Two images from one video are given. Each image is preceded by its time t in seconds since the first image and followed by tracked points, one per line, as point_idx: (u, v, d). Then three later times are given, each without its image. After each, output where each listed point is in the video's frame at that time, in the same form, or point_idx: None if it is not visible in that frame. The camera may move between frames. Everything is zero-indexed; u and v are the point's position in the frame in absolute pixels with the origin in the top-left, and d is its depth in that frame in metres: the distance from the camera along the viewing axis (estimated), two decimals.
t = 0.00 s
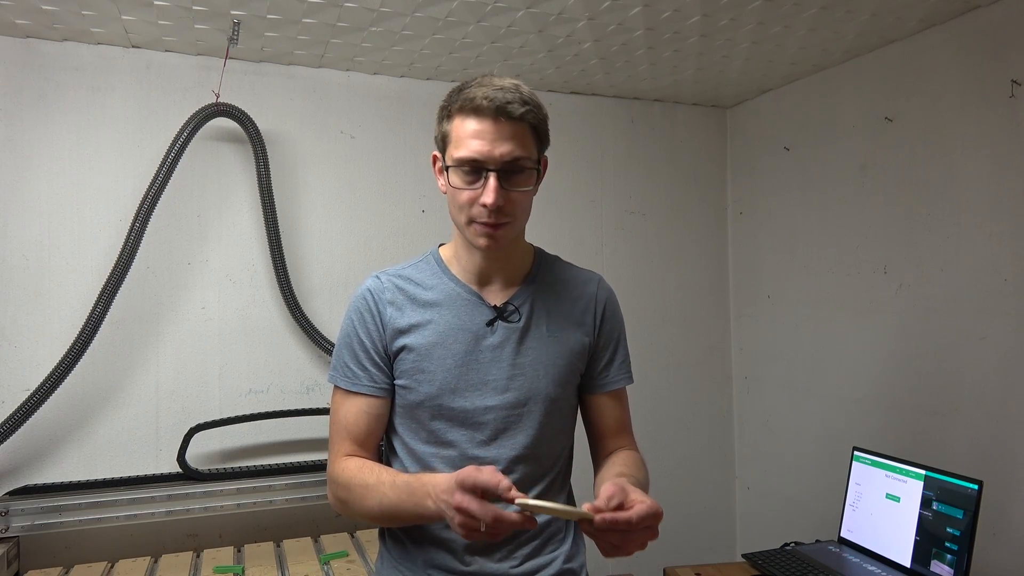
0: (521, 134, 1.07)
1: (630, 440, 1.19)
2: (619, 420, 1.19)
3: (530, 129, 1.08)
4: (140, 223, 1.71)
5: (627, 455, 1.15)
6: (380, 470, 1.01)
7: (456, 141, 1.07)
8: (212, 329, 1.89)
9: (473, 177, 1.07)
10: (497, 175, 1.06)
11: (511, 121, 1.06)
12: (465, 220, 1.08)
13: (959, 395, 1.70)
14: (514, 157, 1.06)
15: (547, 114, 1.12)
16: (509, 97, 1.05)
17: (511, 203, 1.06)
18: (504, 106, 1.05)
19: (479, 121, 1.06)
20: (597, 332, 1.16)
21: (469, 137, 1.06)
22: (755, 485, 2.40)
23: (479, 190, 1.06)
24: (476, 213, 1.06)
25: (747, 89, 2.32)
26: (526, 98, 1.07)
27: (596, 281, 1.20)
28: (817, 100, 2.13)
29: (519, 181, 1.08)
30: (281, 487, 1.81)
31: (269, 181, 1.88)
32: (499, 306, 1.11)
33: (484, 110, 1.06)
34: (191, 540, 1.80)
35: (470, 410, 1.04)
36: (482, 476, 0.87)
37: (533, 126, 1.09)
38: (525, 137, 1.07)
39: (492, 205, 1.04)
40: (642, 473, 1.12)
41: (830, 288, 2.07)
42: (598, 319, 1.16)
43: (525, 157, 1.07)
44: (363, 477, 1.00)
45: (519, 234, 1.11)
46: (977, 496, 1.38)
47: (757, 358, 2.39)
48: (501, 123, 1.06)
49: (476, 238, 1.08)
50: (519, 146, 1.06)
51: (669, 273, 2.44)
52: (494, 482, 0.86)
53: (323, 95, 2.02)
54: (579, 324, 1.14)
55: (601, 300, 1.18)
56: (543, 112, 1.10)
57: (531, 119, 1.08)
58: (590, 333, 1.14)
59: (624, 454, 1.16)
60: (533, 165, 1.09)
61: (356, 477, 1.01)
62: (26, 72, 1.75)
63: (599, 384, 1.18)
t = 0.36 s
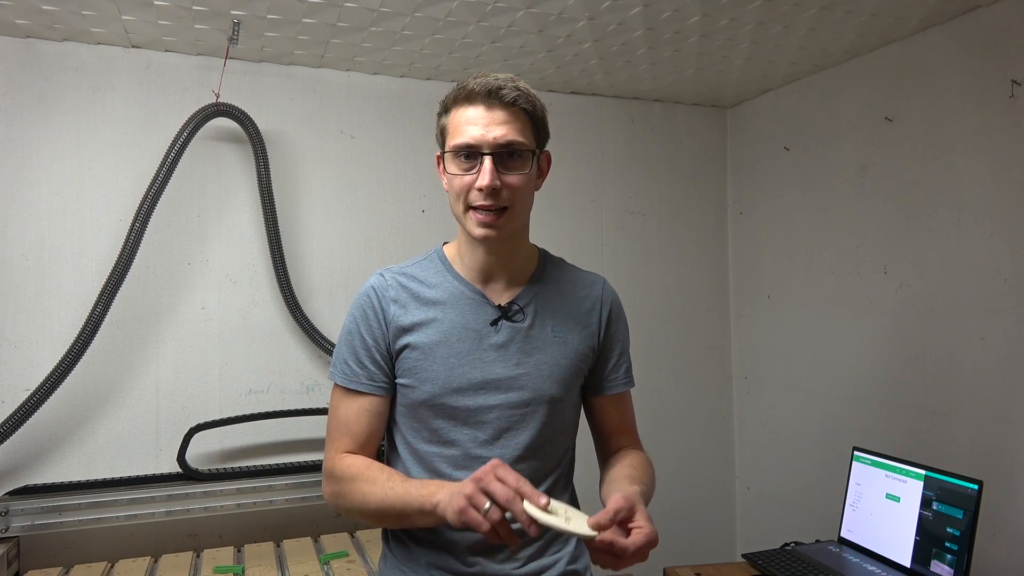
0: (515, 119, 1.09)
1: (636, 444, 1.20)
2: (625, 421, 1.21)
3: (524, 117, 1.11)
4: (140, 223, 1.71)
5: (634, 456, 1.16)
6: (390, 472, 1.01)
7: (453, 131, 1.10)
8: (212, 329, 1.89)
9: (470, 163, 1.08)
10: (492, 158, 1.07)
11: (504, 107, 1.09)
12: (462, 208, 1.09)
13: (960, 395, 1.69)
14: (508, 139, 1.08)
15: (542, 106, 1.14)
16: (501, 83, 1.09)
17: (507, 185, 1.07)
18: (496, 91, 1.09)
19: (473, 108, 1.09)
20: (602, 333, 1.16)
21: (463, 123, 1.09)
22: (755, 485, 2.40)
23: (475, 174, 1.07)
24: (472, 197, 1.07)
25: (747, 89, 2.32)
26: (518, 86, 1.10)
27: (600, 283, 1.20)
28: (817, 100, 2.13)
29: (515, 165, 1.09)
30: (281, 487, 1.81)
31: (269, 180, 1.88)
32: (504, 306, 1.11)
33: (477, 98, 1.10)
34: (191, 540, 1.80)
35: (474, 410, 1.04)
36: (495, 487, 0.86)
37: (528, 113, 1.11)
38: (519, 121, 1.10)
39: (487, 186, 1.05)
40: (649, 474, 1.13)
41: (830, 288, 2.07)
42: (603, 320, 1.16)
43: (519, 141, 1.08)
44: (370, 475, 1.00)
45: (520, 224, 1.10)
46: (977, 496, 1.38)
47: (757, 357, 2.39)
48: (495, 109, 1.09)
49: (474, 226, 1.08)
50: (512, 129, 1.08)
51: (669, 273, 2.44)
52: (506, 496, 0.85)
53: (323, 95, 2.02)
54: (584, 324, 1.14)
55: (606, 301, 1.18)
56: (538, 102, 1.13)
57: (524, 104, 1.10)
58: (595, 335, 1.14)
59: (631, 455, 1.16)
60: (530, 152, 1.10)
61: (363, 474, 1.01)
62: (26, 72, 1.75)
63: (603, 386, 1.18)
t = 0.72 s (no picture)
0: (521, 119, 1.09)
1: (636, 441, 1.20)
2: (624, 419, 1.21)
3: (530, 117, 1.11)
4: (140, 223, 1.71)
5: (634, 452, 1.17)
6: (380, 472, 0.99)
7: (458, 130, 1.10)
8: (212, 329, 1.89)
9: (475, 162, 1.09)
10: (497, 158, 1.07)
11: (510, 106, 1.09)
12: (466, 207, 1.09)
13: (960, 395, 1.69)
14: (514, 139, 1.07)
15: (548, 107, 1.15)
16: (508, 83, 1.09)
17: (511, 186, 1.06)
18: (503, 91, 1.09)
19: (480, 107, 1.09)
20: (604, 332, 1.16)
21: (470, 122, 1.09)
22: (755, 485, 2.40)
23: (480, 173, 1.07)
24: (477, 197, 1.07)
25: (747, 89, 2.32)
26: (525, 86, 1.11)
27: (601, 283, 1.20)
28: (817, 100, 2.13)
29: (520, 166, 1.09)
30: (281, 487, 1.81)
31: (269, 180, 1.88)
32: (506, 306, 1.11)
33: (484, 97, 1.10)
34: (191, 540, 1.80)
35: (478, 410, 1.04)
36: (483, 474, 0.82)
37: (534, 114, 1.11)
38: (525, 121, 1.10)
39: (492, 185, 1.05)
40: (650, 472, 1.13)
41: (830, 288, 2.08)
42: (605, 320, 1.16)
43: (525, 141, 1.08)
44: (362, 472, 0.99)
45: (523, 225, 1.10)
46: (977, 496, 1.38)
47: (757, 357, 2.39)
48: (501, 108, 1.09)
49: (477, 225, 1.07)
50: (518, 130, 1.08)
51: (669, 273, 2.44)
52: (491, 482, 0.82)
53: (323, 95, 2.02)
54: (586, 324, 1.14)
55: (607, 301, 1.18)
56: (544, 103, 1.13)
57: (530, 105, 1.10)
58: (596, 335, 1.15)
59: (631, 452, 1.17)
60: (535, 152, 1.10)
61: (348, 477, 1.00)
62: (26, 71, 1.75)
63: (604, 385, 1.18)
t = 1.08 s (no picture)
0: (543, 125, 1.10)
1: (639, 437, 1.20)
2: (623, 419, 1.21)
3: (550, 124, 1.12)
4: (140, 223, 1.71)
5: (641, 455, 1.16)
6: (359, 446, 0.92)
7: (481, 128, 1.09)
8: (212, 329, 1.89)
9: (498, 162, 1.07)
10: (525, 160, 1.07)
11: (535, 110, 1.10)
12: (488, 207, 1.06)
13: (959, 395, 1.70)
14: (538, 144, 1.08)
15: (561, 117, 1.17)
16: (535, 89, 1.10)
17: (536, 189, 1.07)
18: (529, 96, 1.10)
19: (506, 108, 1.09)
20: (600, 332, 1.16)
21: (494, 122, 1.08)
22: (755, 485, 2.40)
23: (507, 174, 1.06)
24: (502, 197, 1.05)
25: (747, 89, 2.32)
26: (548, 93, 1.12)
27: (600, 282, 1.20)
28: (817, 100, 2.13)
29: (540, 171, 1.09)
30: (281, 487, 1.82)
31: (269, 180, 1.88)
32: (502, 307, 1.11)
33: (510, 98, 1.09)
34: (191, 540, 1.80)
35: (474, 411, 1.04)
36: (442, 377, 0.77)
37: (552, 121, 1.13)
38: (547, 127, 1.11)
39: (522, 187, 1.04)
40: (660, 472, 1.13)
41: (830, 288, 2.08)
42: (602, 320, 1.16)
43: (548, 147, 1.10)
44: (347, 452, 0.94)
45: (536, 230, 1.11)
46: (977, 496, 1.38)
47: (757, 357, 2.39)
48: (527, 111, 1.10)
49: (500, 226, 1.06)
50: (542, 135, 1.09)
51: (669, 273, 2.44)
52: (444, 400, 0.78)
53: (323, 95, 2.02)
54: (583, 324, 1.13)
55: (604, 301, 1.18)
56: (559, 114, 1.15)
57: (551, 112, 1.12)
58: (592, 335, 1.14)
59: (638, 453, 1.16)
60: (554, 158, 1.12)
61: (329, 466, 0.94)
62: (26, 71, 1.75)
63: (603, 385, 1.18)
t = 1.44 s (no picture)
0: (507, 112, 1.11)
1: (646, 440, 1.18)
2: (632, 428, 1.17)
3: (516, 111, 1.12)
4: (140, 223, 1.71)
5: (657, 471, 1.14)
6: (328, 489, 0.99)
7: (445, 125, 1.12)
8: (212, 329, 1.89)
9: (463, 156, 1.09)
10: (485, 148, 1.08)
11: (496, 100, 1.11)
12: (457, 201, 1.08)
13: (960, 395, 1.69)
14: (501, 130, 1.09)
15: (533, 105, 1.16)
16: (491, 78, 1.12)
17: (501, 175, 1.07)
18: (487, 87, 1.12)
19: (466, 101, 1.11)
20: (596, 337, 1.15)
21: (456, 116, 1.10)
22: (755, 485, 2.40)
23: (468, 164, 1.08)
24: (467, 187, 1.06)
25: (747, 89, 2.32)
26: (509, 82, 1.13)
27: (594, 286, 1.19)
28: (817, 100, 2.13)
29: (508, 157, 1.09)
30: (281, 487, 1.81)
31: (269, 180, 1.88)
32: (500, 309, 1.10)
33: (470, 92, 1.12)
34: (190, 540, 1.80)
35: (468, 413, 1.04)
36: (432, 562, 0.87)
37: (520, 109, 1.13)
38: (511, 114, 1.11)
39: (481, 173, 1.05)
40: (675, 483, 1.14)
41: (830, 288, 2.08)
42: (598, 325, 1.15)
43: (512, 132, 1.09)
44: (320, 479, 1.01)
45: (515, 219, 1.09)
46: (977, 496, 1.38)
47: (757, 357, 2.39)
48: (488, 102, 1.11)
49: (469, 217, 1.06)
50: (505, 121, 1.09)
51: (669, 273, 2.44)
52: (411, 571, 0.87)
53: (323, 95, 2.02)
54: (578, 328, 1.13)
55: (600, 305, 1.17)
56: (530, 101, 1.15)
57: (515, 99, 1.12)
58: (588, 339, 1.14)
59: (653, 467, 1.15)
60: (523, 144, 1.11)
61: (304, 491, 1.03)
62: (27, 71, 1.75)
63: (596, 387, 1.18)
